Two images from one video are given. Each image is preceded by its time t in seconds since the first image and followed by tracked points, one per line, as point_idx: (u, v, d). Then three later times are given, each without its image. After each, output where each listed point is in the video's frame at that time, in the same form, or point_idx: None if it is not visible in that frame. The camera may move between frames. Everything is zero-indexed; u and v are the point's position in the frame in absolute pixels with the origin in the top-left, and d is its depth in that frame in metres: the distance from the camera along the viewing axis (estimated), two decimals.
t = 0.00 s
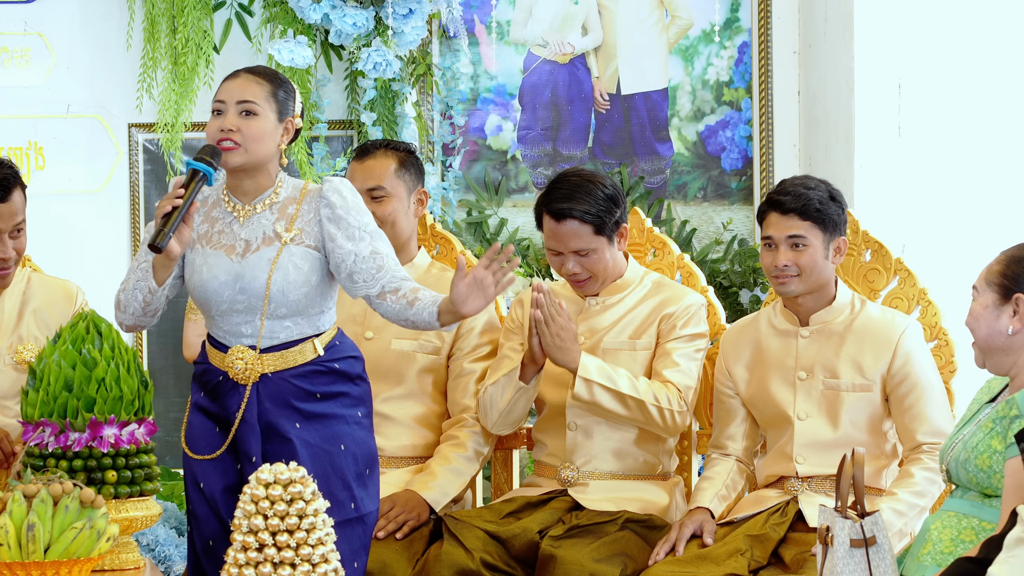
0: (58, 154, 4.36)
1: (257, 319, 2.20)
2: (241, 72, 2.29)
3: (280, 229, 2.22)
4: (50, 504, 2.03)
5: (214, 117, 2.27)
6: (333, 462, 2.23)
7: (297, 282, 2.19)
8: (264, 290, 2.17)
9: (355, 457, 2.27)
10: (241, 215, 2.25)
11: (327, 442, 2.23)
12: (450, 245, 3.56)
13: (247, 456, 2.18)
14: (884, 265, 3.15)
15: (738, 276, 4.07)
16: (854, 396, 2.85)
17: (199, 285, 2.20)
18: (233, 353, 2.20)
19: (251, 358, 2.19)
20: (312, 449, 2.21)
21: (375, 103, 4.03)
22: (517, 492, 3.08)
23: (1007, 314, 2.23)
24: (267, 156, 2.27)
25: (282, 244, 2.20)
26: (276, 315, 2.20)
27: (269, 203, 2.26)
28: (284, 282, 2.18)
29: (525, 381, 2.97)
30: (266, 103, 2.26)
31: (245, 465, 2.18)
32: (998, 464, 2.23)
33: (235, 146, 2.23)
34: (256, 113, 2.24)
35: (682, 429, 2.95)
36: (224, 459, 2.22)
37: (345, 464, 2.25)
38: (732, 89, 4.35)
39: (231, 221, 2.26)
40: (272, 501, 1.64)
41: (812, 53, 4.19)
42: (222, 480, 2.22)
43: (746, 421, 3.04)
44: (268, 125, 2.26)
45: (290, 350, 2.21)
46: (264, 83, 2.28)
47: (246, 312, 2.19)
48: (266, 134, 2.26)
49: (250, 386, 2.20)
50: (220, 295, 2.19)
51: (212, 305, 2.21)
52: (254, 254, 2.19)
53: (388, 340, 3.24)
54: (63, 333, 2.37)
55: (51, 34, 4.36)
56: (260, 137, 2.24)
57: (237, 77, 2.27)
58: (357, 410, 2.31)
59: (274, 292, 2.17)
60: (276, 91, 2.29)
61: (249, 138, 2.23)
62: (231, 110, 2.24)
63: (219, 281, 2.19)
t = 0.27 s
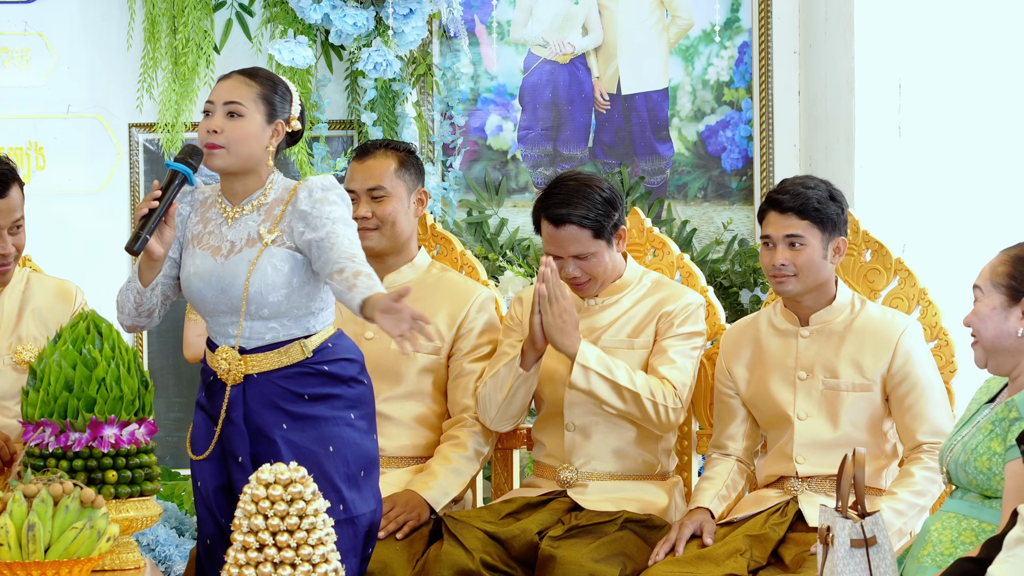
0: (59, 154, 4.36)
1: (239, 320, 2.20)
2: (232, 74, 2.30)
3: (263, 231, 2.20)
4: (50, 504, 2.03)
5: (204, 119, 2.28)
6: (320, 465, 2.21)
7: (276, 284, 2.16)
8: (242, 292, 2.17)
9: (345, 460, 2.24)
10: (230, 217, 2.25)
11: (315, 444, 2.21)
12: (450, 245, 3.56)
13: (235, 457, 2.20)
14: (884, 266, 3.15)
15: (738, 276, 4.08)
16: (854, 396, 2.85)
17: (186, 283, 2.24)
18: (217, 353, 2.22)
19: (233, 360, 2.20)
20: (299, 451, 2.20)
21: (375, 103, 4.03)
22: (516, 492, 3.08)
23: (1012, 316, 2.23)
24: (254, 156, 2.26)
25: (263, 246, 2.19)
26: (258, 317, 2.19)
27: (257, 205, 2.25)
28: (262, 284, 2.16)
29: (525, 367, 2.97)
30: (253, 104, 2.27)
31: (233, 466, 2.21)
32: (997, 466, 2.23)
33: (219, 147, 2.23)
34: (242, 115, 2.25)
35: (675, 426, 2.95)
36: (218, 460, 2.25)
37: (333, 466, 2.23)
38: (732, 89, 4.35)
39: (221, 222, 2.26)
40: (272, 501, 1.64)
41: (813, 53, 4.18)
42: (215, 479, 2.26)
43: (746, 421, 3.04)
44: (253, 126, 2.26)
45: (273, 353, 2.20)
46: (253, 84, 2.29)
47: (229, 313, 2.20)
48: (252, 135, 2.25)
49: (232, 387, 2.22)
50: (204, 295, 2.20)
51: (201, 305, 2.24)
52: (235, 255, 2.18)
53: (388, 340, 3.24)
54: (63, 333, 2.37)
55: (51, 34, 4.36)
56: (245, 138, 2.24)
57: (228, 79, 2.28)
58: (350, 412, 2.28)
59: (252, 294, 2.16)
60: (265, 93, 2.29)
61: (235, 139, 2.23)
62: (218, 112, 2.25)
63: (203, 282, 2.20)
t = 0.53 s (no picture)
0: (59, 154, 4.36)
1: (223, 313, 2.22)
2: (234, 74, 2.31)
3: (252, 227, 2.24)
4: (50, 504, 2.03)
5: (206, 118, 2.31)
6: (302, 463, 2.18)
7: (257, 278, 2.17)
8: (224, 284, 2.19)
9: (329, 461, 2.21)
10: (226, 213, 2.29)
11: (297, 442, 2.18)
12: (451, 245, 3.56)
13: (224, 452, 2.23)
14: (884, 266, 3.15)
15: (738, 276, 4.08)
16: (855, 397, 2.85)
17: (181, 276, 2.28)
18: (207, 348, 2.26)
19: (218, 355, 2.22)
20: (280, 448, 2.18)
21: (376, 103, 4.02)
22: (516, 492, 3.08)
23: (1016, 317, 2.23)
24: (249, 157, 2.28)
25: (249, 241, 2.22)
26: (242, 311, 2.19)
27: (252, 202, 2.28)
28: (243, 277, 2.17)
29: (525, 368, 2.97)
30: (247, 105, 2.27)
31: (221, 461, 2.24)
32: (997, 466, 2.23)
33: (214, 149, 2.26)
34: (236, 116, 2.25)
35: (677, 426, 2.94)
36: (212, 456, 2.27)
37: (316, 466, 2.19)
38: (732, 89, 4.35)
39: (218, 218, 2.29)
40: (273, 501, 1.64)
41: (813, 53, 4.18)
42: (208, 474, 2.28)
43: (746, 422, 3.04)
44: (246, 127, 2.26)
45: (258, 349, 2.20)
46: (251, 85, 2.29)
47: (216, 306, 2.23)
48: (246, 137, 2.26)
49: (220, 382, 2.24)
50: (193, 287, 2.25)
51: (196, 299, 2.28)
52: (222, 248, 2.22)
53: (388, 340, 3.25)
54: (63, 333, 2.37)
55: (51, 34, 4.36)
56: (238, 140, 2.25)
57: (229, 79, 2.29)
58: (338, 412, 2.24)
59: (234, 287, 2.18)
60: (263, 95, 2.29)
61: (228, 141, 2.25)
62: (216, 112, 2.26)
63: (193, 274, 2.25)
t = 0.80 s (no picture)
0: (59, 154, 4.36)
1: (223, 307, 2.24)
2: (245, 70, 2.32)
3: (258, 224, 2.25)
4: (51, 504, 2.03)
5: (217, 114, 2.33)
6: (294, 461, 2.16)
7: (257, 273, 2.18)
8: (226, 278, 2.22)
9: (321, 460, 2.18)
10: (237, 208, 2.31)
11: (289, 440, 2.17)
12: (451, 245, 3.56)
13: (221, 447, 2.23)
14: (885, 266, 3.15)
15: (739, 276, 4.09)
16: (855, 397, 2.85)
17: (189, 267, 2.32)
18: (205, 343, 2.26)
19: (215, 350, 2.23)
20: (273, 445, 2.17)
21: (376, 103, 4.02)
22: (517, 492, 3.08)
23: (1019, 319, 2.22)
24: (255, 154, 2.29)
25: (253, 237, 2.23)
26: (242, 307, 2.21)
27: (264, 198, 2.29)
28: (244, 272, 2.19)
29: (525, 404, 2.97)
30: (253, 104, 2.27)
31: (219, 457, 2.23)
32: (998, 466, 2.23)
33: (221, 146, 2.28)
34: (240, 113, 2.26)
35: (687, 437, 2.96)
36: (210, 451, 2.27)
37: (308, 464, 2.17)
38: (733, 89, 4.35)
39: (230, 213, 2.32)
40: (273, 501, 1.64)
41: (813, 53, 4.18)
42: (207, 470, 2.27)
43: (746, 422, 3.04)
44: (251, 125, 2.27)
45: (256, 346, 2.20)
46: (258, 83, 2.29)
47: (218, 299, 2.25)
48: (251, 135, 2.27)
49: (216, 377, 2.25)
50: (199, 278, 2.29)
51: (202, 293, 2.31)
52: (227, 243, 2.25)
53: (388, 340, 3.25)
54: (64, 333, 2.37)
55: (52, 34, 4.36)
56: (243, 137, 2.26)
57: (238, 75, 2.31)
58: (333, 412, 2.22)
59: (235, 282, 2.20)
60: (269, 91, 2.29)
61: (233, 138, 2.26)
62: (223, 109, 2.28)
63: (200, 265, 2.29)
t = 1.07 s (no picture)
0: (59, 155, 4.36)
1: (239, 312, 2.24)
2: (238, 73, 2.32)
3: (269, 225, 2.26)
4: (51, 504, 2.03)
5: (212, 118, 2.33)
6: (317, 460, 2.20)
7: (274, 278, 2.19)
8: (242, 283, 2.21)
9: (344, 457, 2.22)
10: (241, 211, 2.30)
11: (311, 439, 2.20)
12: (451, 245, 3.55)
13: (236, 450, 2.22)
14: (885, 266, 3.15)
15: (739, 276, 4.09)
16: (856, 398, 2.85)
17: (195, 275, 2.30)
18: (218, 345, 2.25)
19: (230, 352, 2.23)
20: (296, 445, 2.20)
21: (376, 103, 4.02)
22: (518, 492, 3.08)
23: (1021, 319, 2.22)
24: (250, 154, 2.28)
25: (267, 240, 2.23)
26: (257, 310, 2.22)
27: (267, 200, 2.29)
28: (261, 276, 2.20)
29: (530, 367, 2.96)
30: (247, 104, 2.27)
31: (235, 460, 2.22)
32: (998, 465, 2.23)
33: (216, 148, 2.27)
34: (234, 114, 2.26)
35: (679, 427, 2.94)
36: (222, 450, 2.26)
37: (331, 463, 2.21)
38: (733, 89, 4.35)
39: (233, 215, 2.31)
40: (274, 501, 1.64)
41: (814, 54, 4.18)
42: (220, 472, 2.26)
43: (747, 422, 3.04)
44: (247, 126, 2.27)
45: (271, 347, 2.22)
46: (252, 83, 2.29)
47: (231, 304, 2.25)
48: (246, 134, 2.27)
49: (231, 379, 2.24)
50: (207, 284, 2.27)
51: (207, 296, 2.31)
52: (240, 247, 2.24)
53: (389, 341, 3.24)
54: (64, 333, 2.37)
55: (52, 34, 4.36)
56: (238, 138, 2.26)
57: (231, 78, 2.31)
58: (350, 408, 2.26)
59: (252, 286, 2.20)
60: (262, 91, 2.29)
61: (228, 139, 2.26)
62: (218, 113, 2.28)
63: (208, 271, 2.27)
